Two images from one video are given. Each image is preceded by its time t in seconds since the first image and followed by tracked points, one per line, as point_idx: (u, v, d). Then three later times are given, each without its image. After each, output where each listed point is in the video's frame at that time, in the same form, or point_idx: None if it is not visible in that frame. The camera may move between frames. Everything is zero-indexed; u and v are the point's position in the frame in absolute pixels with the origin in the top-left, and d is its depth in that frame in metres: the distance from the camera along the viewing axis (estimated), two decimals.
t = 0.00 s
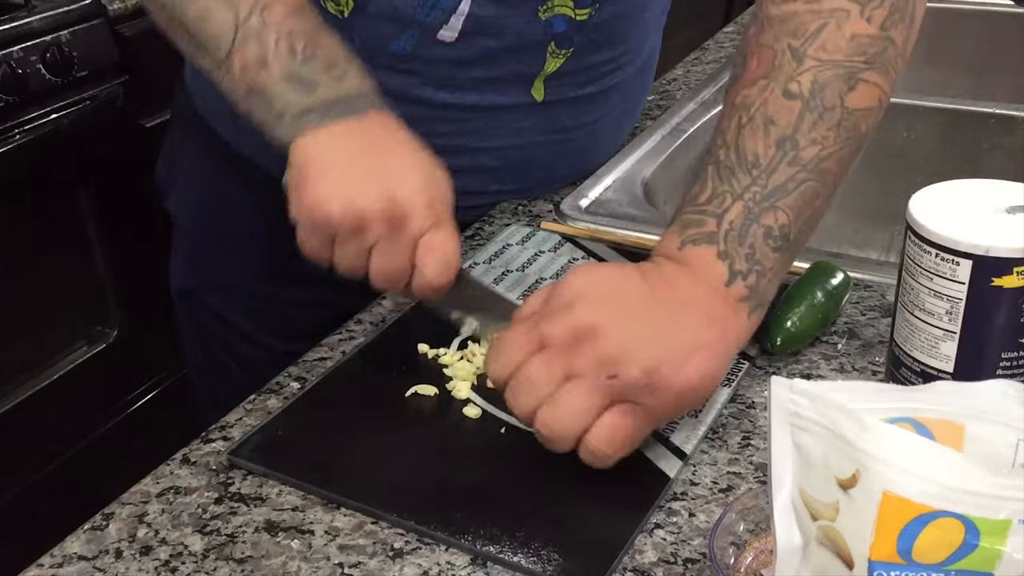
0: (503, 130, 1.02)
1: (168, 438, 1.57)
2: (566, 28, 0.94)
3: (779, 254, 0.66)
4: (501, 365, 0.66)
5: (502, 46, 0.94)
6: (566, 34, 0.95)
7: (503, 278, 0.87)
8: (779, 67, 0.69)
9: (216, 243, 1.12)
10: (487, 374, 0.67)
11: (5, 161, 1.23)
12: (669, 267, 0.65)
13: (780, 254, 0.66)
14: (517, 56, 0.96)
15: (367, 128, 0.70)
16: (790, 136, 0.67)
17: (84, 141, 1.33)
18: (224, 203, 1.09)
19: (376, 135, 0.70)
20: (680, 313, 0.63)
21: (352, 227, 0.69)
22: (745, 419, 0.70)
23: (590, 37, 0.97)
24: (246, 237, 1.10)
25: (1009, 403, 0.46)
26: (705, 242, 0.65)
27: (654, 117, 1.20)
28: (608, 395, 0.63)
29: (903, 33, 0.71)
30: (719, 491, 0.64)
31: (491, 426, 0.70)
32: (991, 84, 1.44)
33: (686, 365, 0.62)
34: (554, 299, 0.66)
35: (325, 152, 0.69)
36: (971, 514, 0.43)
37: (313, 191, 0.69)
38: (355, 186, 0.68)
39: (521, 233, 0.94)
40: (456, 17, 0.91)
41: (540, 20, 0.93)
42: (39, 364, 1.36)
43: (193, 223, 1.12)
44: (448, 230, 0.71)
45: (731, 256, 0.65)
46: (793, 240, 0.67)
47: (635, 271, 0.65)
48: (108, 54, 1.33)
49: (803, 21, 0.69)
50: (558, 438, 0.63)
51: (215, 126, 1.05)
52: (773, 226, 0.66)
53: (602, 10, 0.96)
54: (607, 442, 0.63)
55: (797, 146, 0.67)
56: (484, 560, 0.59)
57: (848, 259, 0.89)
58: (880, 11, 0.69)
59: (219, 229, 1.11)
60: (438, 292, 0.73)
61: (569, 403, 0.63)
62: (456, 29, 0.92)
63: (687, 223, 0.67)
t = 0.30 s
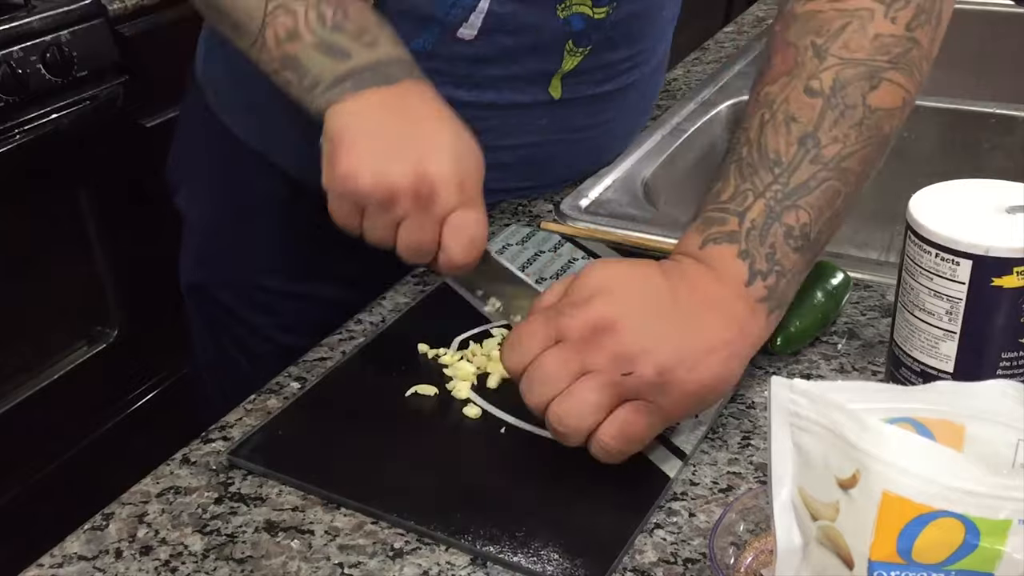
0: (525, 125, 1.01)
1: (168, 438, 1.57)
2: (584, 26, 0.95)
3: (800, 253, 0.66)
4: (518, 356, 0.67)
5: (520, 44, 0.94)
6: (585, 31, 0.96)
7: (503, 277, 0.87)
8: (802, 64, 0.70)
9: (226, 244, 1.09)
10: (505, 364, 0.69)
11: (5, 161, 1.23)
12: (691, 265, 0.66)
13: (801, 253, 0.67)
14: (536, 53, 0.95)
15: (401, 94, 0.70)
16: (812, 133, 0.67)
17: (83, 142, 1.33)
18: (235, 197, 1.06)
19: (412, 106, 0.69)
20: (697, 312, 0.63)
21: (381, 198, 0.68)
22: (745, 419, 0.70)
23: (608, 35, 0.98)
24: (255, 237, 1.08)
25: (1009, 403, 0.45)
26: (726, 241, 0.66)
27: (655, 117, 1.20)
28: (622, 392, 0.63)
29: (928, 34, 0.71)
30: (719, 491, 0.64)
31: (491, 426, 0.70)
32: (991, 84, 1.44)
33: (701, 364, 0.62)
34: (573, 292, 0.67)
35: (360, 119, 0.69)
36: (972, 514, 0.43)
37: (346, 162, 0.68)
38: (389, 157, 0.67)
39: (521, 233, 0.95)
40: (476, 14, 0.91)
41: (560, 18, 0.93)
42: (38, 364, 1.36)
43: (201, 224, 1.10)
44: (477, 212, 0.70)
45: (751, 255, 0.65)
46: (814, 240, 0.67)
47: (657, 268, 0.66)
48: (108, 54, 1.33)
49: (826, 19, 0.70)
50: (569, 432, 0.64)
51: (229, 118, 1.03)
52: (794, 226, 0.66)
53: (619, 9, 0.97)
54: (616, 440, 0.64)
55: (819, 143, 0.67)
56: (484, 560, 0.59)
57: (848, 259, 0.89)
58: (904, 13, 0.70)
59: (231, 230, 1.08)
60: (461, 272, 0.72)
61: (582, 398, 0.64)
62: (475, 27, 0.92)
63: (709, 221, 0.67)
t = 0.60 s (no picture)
0: (534, 122, 1.00)
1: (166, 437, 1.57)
2: (595, 23, 0.94)
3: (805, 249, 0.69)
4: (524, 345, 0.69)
5: (529, 40, 0.93)
6: (594, 28, 0.94)
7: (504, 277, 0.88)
8: (818, 67, 0.73)
9: (229, 238, 1.09)
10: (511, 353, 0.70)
11: (6, 160, 1.23)
12: (697, 259, 0.68)
13: (809, 252, 0.69)
14: (546, 49, 0.94)
15: (425, 67, 0.69)
16: (824, 136, 0.70)
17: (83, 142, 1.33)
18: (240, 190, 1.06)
19: (437, 79, 0.69)
20: (699, 307, 0.65)
21: (402, 174, 0.69)
22: (744, 419, 0.70)
23: (617, 33, 0.97)
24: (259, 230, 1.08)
25: (1008, 403, 0.45)
26: (733, 236, 0.68)
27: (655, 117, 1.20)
28: (624, 385, 0.65)
29: (943, 39, 0.73)
30: (719, 491, 0.64)
31: (491, 426, 0.70)
32: (991, 85, 1.44)
33: (701, 360, 0.64)
34: (581, 284, 0.69)
35: (383, 95, 0.68)
36: (972, 514, 0.43)
37: (368, 135, 0.68)
38: (412, 131, 0.68)
39: (520, 233, 0.95)
40: (487, 10, 0.89)
41: (570, 15, 0.92)
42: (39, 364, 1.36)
43: (206, 218, 1.10)
44: (494, 192, 0.71)
45: (758, 252, 0.68)
46: (823, 238, 0.70)
47: (665, 260, 0.68)
48: (108, 54, 1.34)
49: (843, 22, 0.73)
50: (569, 421, 0.65)
51: (234, 111, 1.03)
52: (803, 224, 0.69)
53: (629, 7, 0.96)
54: (614, 431, 0.65)
55: (831, 145, 0.70)
56: (484, 560, 0.59)
57: (848, 259, 0.89)
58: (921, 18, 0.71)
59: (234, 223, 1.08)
60: (480, 248, 0.73)
61: (584, 387, 0.65)
62: (486, 22, 0.90)
63: (718, 217, 0.70)
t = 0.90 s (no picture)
0: (535, 123, 1.00)
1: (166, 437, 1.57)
2: (595, 23, 0.94)
3: (818, 242, 0.68)
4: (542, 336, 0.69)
5: (529, 40, 0.93)
6: (595, 28, 0.94)
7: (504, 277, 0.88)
8: (829, 62, 0.72)
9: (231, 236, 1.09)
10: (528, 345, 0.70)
11: (6, 160, 1.23)
12: (711, 253, 0.68)
13: (821, 245, 0.69)
14: (545, 49, 0.94)
15: (427, 85, 0.70)
16: (836, 129, 0.70)
17: (80, 143, 1.33)
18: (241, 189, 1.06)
19: (441, 94, 0.69)
20: (714, 296, 0.65)
21: (410, 185, 0.69)
22: (744, 419, 0.70)
23: (618, 33, 0.97)
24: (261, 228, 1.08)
25: (1008, 404, 0.45)
26: (746, 230, 0.68)
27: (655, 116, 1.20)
28: (640, 373, 0.64)
29: (953, 34, 0.73)
30: (719, 491, 0.64)
31: (491, 426, 0.70)
32: (991, 84, 1.44)
33: (716, 349, 0.64)
34: (597, 276, 0.69)
35: (387, 110, 0.69)
36: (972, 514, 0.43)
37: (375, 150, 0.69)
38: (418, 145, 0.68)
39: (521, 233, 0.95)
40: (487, 9, 0.89)
41: (570, 15, 0.91)
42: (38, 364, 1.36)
43: (207, 216, 1.10)
44: (501, 196, 0.71)
45: (771, 245, 0.67)
46: (835, 231, 0.69)
47: (679, 256, 0.69)
48: (109, 54, 1.34)
49: (853, 19, 0.72)
50: (587, 408, 0.66)
51: (234, 109, 1.03)
52: (815, 217, 0.68)
53: (630, 7, 0.95)
54: (631, 417, 0.65)
55: (843, 139, 0.70)
56: (484, 560, 0.59)
57: (848, 258, 0.89)
58: (930, 12, 0.71)
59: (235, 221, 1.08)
60: (488, 256, 0.73)
61: (600, 376, 0.65)
62: (486, 21, 0.90)
63: (730, 212, 0.70)
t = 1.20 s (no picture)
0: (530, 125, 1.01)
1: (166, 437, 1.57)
2: (591, 25, 0.93)
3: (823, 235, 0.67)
4: (546, 328, 0.69)
5: (526, 42, 0.93)
6: (591, 30, 0.94)
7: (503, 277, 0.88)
8: (830, 56, 0.71)
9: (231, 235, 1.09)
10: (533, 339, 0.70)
11: (6, 160, 1.23)
12: (716, 248, 0.67)
13: (825, 238, 0.67)
14: (541, 51, 0.94)
15: (421, 111, 0.72)
16: (837, 122, 0.68)
17: (79, 143, 1.33)
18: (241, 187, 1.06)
19: (434, 122, 0.72)
20: (716, 289, 0.65)
21: (412, 210, 0.71)
22: (744, 419, 0.70)
23: (614, 35, 0.96)
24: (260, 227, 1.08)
25: (1008, 403, 0.45)
26: (747, 225, 0.67)
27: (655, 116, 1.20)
28: (642, 364, 0.64)
29: (960, 21, 0.71)
30: (719, 491, 0.64)
31: (491, 426, 0.70)
32: (991, 84, 1.44)
33: (718, 342, 0.63)
34: (599, 270, 0.68)
35: (383, 139, 0.72)
36: (972, 514, 0.43)
37: (376, 180, 0.71)
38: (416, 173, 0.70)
39: (521, 233, 0.96)
40: (482, 11, 0.89)
41: (566, 17, 0.91)
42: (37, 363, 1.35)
43: (208, 214, 1.10)
44: (502, 210, 0.73)
45: (774, 238, 0.66)
46: (840, 224, 0.68)
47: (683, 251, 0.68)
48: (109, 54, 1.34)
49: (853, 11, 0.71)
50: (590, 400, 0.66)
51: (235, 109, 1.03)
52: (817, 210, 0.67)
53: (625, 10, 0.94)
54: (633, 407, 0.65)
55: (845, 132, 0.68)
56: (484, 560, 0.59)
57: (848, 258, 0.89)
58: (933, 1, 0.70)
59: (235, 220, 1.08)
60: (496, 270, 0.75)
61: (601, 367, 0.65)
62: (481, 23, 0.90)
63: (733, 208, 0.69)
